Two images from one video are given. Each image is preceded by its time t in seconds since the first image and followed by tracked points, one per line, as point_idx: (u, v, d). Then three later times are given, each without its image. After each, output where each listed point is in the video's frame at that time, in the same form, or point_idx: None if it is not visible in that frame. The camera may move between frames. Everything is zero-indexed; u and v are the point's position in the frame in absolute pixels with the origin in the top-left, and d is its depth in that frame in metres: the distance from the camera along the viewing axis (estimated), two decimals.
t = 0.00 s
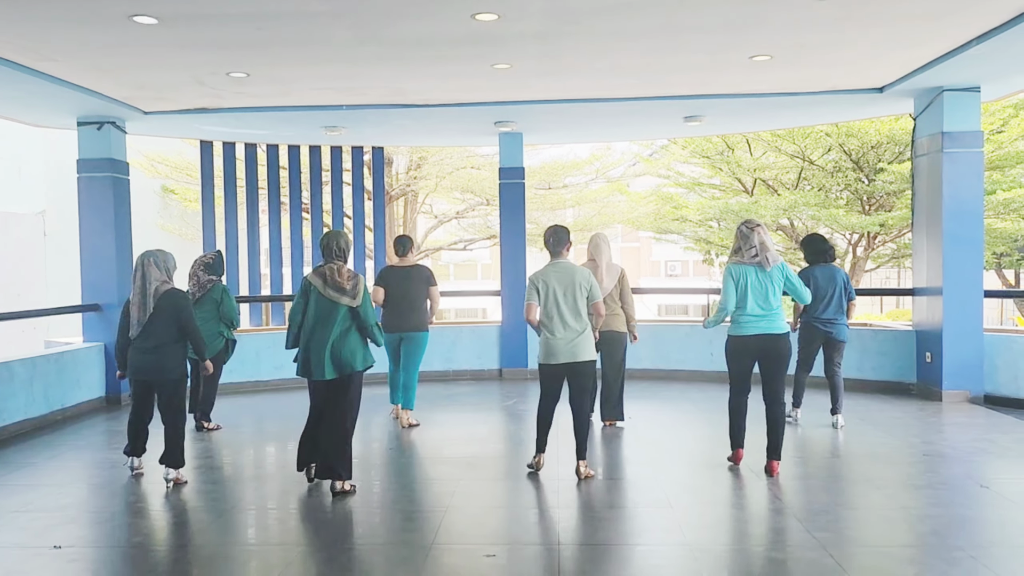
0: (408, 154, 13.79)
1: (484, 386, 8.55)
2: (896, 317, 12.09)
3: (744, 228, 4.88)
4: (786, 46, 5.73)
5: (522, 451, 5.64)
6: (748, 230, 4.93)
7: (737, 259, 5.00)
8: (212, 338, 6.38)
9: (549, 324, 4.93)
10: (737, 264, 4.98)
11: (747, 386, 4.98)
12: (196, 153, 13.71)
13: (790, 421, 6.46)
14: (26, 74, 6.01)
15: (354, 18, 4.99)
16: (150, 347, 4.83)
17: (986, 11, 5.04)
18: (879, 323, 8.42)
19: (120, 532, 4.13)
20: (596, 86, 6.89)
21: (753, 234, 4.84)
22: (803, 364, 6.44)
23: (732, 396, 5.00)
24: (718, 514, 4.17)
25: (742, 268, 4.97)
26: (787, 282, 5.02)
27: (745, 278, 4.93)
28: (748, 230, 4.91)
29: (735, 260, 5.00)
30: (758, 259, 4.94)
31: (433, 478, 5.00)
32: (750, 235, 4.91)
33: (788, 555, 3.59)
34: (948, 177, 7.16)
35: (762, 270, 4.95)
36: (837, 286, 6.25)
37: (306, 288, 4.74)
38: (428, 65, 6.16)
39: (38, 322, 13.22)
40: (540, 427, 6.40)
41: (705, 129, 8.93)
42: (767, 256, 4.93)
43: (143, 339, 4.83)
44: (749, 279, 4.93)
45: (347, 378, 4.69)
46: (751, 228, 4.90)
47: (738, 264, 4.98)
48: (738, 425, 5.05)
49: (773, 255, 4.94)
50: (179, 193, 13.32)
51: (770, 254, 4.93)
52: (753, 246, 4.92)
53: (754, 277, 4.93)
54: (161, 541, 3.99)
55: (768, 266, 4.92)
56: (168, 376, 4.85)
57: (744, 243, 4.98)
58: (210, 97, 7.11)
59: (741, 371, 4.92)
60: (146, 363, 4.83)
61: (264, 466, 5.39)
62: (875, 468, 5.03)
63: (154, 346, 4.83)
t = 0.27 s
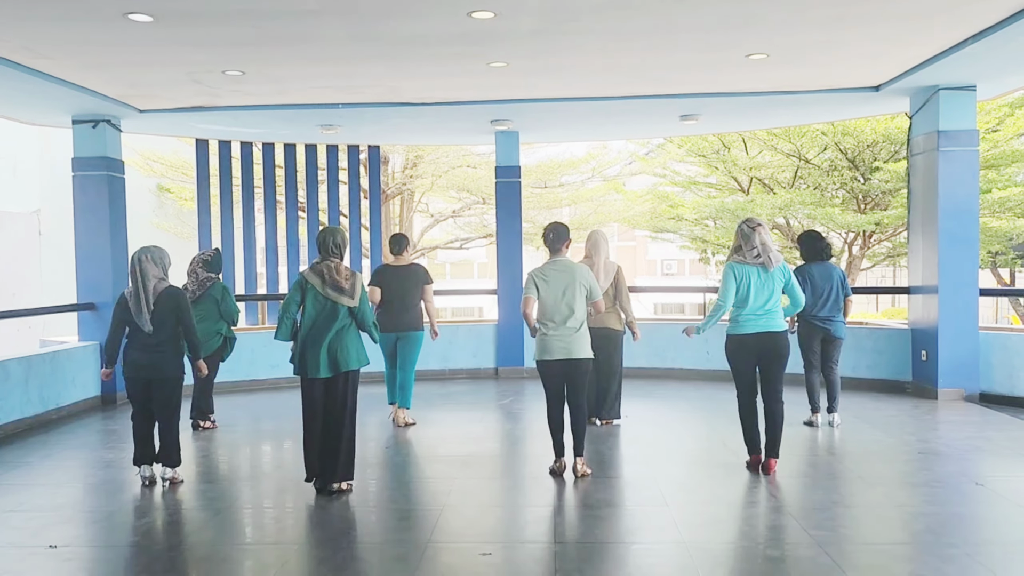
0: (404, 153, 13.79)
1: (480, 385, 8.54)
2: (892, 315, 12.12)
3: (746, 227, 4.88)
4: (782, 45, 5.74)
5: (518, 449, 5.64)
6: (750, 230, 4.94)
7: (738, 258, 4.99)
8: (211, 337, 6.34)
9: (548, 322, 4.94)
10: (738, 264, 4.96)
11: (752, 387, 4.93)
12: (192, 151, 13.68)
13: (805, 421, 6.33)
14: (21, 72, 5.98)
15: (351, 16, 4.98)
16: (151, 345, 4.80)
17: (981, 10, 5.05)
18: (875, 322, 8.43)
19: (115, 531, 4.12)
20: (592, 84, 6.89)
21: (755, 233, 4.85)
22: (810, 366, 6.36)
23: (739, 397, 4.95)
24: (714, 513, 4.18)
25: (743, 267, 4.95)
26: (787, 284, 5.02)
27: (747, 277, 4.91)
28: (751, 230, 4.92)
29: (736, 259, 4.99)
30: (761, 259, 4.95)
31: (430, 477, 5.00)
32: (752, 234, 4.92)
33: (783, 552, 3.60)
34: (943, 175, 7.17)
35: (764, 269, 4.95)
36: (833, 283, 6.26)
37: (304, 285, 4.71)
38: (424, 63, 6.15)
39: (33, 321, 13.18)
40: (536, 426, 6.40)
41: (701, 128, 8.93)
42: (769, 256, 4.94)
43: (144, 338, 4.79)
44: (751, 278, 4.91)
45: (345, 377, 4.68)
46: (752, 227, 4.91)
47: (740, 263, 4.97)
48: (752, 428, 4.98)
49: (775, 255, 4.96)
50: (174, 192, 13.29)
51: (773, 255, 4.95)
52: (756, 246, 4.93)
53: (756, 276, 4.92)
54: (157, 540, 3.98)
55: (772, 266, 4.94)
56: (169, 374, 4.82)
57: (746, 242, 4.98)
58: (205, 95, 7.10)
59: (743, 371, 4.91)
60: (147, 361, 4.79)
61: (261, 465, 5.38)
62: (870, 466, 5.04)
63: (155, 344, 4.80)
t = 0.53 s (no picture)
0: (399, 152, 13.80)
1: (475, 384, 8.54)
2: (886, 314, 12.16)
3: (741, 229, 4.93)
4: (777, 44, 5.74)
5: (513, 448, 5.64)
6: (745, 232, 4.98)
7: (730, 258, 5.05)
8: (213, 337, 6.47)
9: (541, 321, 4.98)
10: (729, 264, 5.01)
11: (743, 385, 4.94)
12: (186, 150, 13.65)
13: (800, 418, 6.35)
14: (14, 71, 5.96)
15: (345, 15, 4.97)
16: (142, 347, 4.80)
17: (975, 10, 5.07)
18: (869, 320, 8.45)
19: (109, 531, 4.11)
20: (587, 83, 6.90)
21: (751, 237, 4.90)
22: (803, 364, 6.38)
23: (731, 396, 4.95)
24: (707, 511, 4.19)
25: (734, 268, 5.00)
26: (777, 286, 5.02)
27: (737, 278, 4.95)
28: (745, 232, 4.96)
29: (728, 259, 5.05)
30: (751, 260, 5.00)
31: (425, 476, 5.00)
32: (746, 237, 4.96)
33: (777, 551, 3.61)
34: (937, 174, 7.19)
35: (754, 271, 4.98)
36: (822, 282, 6.28)
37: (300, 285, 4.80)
38: (419, 62, 6.15)
39: (27, 320, 13.14)
40: (531, 425, 6.41)
41: (696, 127, 8.94)
42: (760, 259, 4.96)
43: (135, 340, 4.79)
44: (740, 279, 4.95)
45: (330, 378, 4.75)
46: (749, 230, 4.95)
47: (730, 264, 5.02)
48: (743, 425, 4.98)
49: (766, 258, 4.98)
50: (169, 190, 13.26)
51: (764, 258, 4.96)
52: (749, 249, 4.97)
53: (746, 277, 4.95)
54: (152, 539, 3.98)
55: (761, 269, 4.95)
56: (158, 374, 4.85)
57: (740, 244, 5.03)
58: (200, 94, 7.08)
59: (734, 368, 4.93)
60: (139, 363, 4.80)
61: (255, 464, 5.38)
62: (863, 464, 5.06)
63: (145, 345, 4.81)
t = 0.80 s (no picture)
0: (393, 151, 13.78)
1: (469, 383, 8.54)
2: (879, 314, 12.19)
3: (733, 231, 4.95)
4: (771, 44, 5.76)
5: (507, 448, 5.64)
6: (737, 234, 4.99)
7: (720, 258, 5.12)
8: (214, 333, 6.53)
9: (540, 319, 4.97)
10: (718, 263, 5.09)
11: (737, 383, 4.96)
12: (179, 149, 13.61)
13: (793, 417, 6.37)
14: (5, 69, 5.93)
15: (339, 14, 4.96)
16: (134, 349, 4.81)
17: (967, 10, 5.08)
18: (862, 320, 8.48)
19: (102, 531, 4.09)
20: (581, 83, 6.90)
21: (742, 239, 4.91)
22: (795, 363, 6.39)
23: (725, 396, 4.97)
24: (701, 510, 4.19)
25: (721, 268, 5.08)
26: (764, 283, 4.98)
27: (723, 277, 5.04)
28: (737, 234, 4.97)
29: (718, 258, 5.12)
30: (738, 261, 5.01)
31: (419, 475, 5.00)
32: (738, 238, 4.97)
33: (769, 549, 3.62)
34: (929, 174, 7.22)
35: (740, 272, 5.00)
36: (814, 282, 6.28)
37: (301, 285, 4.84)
38: (413, 61, 6.15)
39: (19, 320, 13.08)
40: (525, 425, 6.40)
41: (690, 127, 8.95)
42: (750, 260, 4.96)
43: (127, 342, 4.80)
44: (728, 278, 5.02)
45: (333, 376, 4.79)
46: (740, 231, 4.95)
47: (720, 263, 5.10)
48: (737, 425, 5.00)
49: (754, 259, 4.97)
50: (162, 190, 13.22)
51: (750, 259, 4.96)
52: (739, 249, 4.98)
53: (732, 277, 5.01)
54: (144, 539, 3.96)
55: (745, 270, 4.96)
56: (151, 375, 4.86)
57: (732, 245, 5.06)
58: (193, 93, 7.06)
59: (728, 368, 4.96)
60: (130, 365, 4.80)
61: (249, 464, 5.36)
62: (856, 463, 5.07)
63: (137, 347, 4.81)
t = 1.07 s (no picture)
0: (386, 151, 13.78)
1: (462, 384, 8.53)
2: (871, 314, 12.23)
3: (721, 232, 5.16)
4: (763, 46, 5.77)
5: (500, 449, 5.63)
6: (725, 236, 5.20)
7: (711, 260, 5.27)
8: (214, 332, 6.66)
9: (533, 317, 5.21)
10: (710, 265, 5.24)
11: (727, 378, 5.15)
12: (172, 149, 13.58)
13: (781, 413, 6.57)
14: None
15: (332, 14, 4.96)
16: (137, 346, 4.99)
17: (958, 13, 5.11)
18: (853, 321, 8.52)
19: (93, 532, 4.08)
20: (574, 83, 6.91)
21: (730, 240, 5.12)
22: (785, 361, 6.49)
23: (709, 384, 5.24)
24: (693, 510, 4.20)
25: (713, 269, 5.23)
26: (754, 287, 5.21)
27: (715, 278, 5.20)
28: (726, 236, 5.18)
29: (708, 260, 5.27)
30: (729, 263, 5.20)
31: (412, 476, 5.00)
32: (726, 240, 5.18)
33: (762, 550, 3.63)
34: (921, 176, 7.25)
35: (733, 272, 5.19)
36: (810, 283, 6.32)
37: (303, 286, 5.05)
38: (406, 62, 6.15)
39: (10, 320, 13.02)
40: (518, 425, 6.41)
41: (683, 128, 8.97)
42: (741, 261, 5.17)
43: (130, 340, 4.98)
44: (718, 280, 5.18)
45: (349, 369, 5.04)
46: (728, 233, 5.17)
47: (710, 265, 5.25)
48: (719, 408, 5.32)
49: (745, 261, 5.20)
50: (154, 190, 13.18)
51: (742, 260, 5.18)
52: (729, 252, 5.18)
53: (725, 279, 5.18)
54: (136, 540, 3.95)
55: (740, 271, 5.17)
56: (155, 370, 5.06)
57: (721, 248, 5.24)
58: (185, 92, 7.04)
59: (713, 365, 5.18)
60: (135, 361, 4.99)
61: (242, 464, 5.36)
62: (849, 464, 5.09)
63: (140, 343, 5.00)
